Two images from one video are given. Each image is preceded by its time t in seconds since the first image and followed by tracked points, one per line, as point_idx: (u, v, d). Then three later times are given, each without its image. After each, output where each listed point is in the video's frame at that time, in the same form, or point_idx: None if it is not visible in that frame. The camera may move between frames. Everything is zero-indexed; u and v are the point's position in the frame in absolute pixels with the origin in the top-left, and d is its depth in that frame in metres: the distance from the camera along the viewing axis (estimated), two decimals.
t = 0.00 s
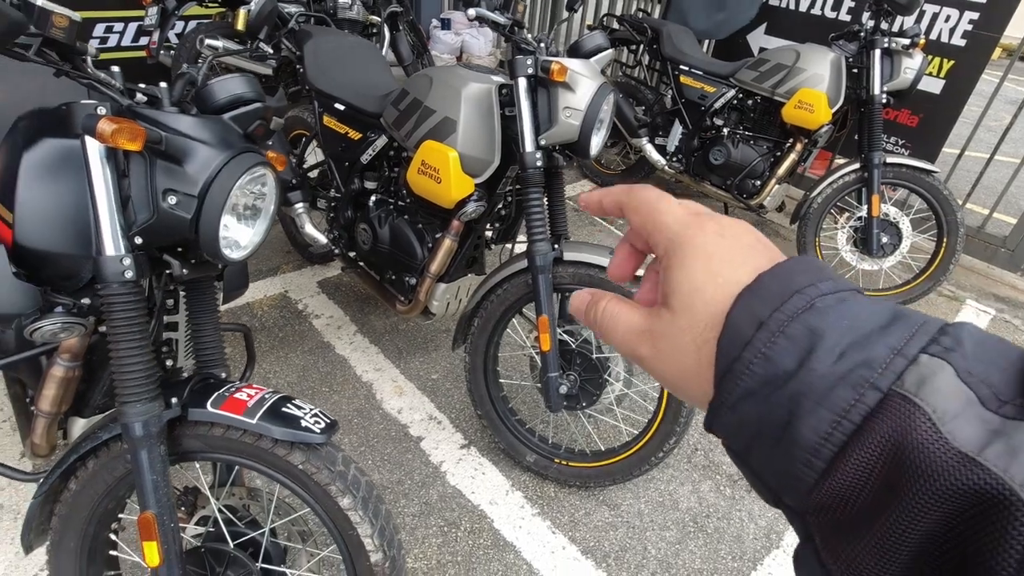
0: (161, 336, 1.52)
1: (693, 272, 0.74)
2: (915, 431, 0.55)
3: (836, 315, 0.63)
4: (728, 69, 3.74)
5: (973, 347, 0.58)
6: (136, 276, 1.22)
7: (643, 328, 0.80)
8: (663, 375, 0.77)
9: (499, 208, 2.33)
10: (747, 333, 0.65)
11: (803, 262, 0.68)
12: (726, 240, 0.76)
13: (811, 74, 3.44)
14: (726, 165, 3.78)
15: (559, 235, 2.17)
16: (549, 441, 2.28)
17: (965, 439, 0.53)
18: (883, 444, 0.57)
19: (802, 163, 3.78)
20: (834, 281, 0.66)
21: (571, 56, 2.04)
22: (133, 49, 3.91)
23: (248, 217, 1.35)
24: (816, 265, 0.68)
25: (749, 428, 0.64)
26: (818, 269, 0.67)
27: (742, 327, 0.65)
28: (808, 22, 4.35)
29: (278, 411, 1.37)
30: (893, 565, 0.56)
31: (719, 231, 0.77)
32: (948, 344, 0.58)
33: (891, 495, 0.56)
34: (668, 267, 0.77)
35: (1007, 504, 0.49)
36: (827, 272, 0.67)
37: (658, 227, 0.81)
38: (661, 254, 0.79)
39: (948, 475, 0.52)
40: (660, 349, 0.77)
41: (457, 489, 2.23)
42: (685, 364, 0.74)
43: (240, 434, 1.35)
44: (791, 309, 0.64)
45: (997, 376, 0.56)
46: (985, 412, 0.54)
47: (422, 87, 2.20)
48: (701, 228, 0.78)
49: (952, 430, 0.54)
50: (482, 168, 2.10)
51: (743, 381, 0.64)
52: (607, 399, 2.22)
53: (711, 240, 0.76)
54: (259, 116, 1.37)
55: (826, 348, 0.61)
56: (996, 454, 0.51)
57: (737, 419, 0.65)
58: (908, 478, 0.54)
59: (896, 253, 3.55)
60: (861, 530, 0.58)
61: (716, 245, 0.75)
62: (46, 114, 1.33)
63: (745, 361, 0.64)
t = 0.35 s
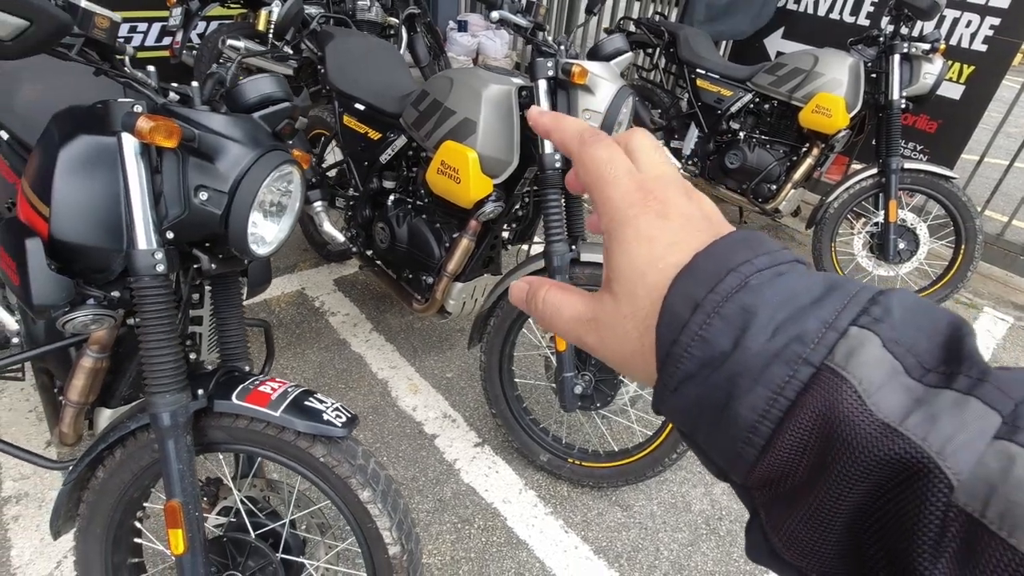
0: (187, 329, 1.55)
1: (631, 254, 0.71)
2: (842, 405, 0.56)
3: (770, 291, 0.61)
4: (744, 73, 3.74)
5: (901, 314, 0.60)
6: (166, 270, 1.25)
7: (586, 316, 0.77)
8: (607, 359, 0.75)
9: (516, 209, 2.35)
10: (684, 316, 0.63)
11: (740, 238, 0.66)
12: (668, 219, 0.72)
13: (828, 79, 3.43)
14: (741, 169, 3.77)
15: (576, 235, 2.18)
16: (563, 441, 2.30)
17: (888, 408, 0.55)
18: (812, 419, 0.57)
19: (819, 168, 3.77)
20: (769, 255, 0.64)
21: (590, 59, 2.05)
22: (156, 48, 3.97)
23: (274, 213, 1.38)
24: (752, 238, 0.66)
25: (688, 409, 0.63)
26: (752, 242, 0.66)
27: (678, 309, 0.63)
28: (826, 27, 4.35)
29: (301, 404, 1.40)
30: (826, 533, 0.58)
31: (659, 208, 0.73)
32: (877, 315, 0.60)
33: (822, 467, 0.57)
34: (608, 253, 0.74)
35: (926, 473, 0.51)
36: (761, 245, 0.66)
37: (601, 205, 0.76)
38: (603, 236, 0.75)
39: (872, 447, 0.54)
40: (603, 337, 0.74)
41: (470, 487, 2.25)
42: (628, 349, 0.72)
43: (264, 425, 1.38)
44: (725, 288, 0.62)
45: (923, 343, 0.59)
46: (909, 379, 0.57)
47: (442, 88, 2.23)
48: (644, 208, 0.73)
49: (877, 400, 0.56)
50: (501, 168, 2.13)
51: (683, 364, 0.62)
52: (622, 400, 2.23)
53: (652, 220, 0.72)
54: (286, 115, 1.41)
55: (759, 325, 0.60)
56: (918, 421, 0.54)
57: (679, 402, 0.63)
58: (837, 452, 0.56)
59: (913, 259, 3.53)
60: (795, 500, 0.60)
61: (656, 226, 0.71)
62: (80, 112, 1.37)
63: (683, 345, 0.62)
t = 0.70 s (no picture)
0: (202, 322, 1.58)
1: (574, 333, 0.71)
2: (768, 436, 0.56)
3: (698, 334, 0.64)
4: (757, 76, 3.74)
5: (822, 348, 0.60)
6: (184, 264, 1.27)
7: (551, 406, 0.75)
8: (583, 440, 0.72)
9: (528, 209, 2.36)
10: (621, 364, 0.65)
11: (671, 293, 0.68)
12: (601, 298, 0.73)
13: (842, 83, 3.42)
14: (752, 173, 3.77)
15: (586, 236, 2.19)
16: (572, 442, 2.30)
17: (809, 435, 0.54)
18: (742, 450, 0.57)
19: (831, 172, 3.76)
20: (702, 304, 0.67)
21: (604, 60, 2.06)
22: (173, 46, 4.01)
23: (289, 209, 1.39)
24: (683, 291, 0.68)
25: (637, 453, 0.64)
26: (684, 294, 0.68)
27: (616, 359, 0.65)
28: (839, 31, 4.34)
29: (314, 399, 1.41)
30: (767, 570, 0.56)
31: (592, 291, 0.74)
32: (795, 349, 0.60)
33: (755, 497, 0.56)
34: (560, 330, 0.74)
35: (842, 496, 0.50)
36: (694, 296, 0.68)
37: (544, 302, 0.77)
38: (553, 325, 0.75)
39: (794, 474, 0.54)
40: (570, 419, 0.72)
41: (478, 485, 2.25)
42: (594, 427, 0.69)
43: (277, 419, 1.39)
44: (656, 336, 0.64)
45: (843, 371, 0.58)
46: (828, 405, 0.56)
47: (456, 88, 2.24)
48: (581, 294, 0.74)
49: (800, 428, 0.55)
50: (513, 168, 2.14)
51: (625, 411, 0.64)
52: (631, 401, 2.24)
53: (587, 302, 0.72)
54: (302, 113, 1.42)
55: (691, 363, 0.62)
56: (833, 448, 0.53)
57: (625, 446, 0.64)
58: (766, 479, 0.55)
59: (925, 265, 3.51)
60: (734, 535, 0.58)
61: (590, 307, 0.72)
62: (101, 107, 1.39)
63: (623, 392, 0.64)
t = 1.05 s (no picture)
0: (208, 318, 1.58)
1: (559, 355, 0.72)
2: (756, 470, 0.56)
3: (684, 362, 0.63)
4: (764, 80, 3.74)
5: (810, 378, 0.60)
6: (192, 260, 1.28)
7: (536, 428, 0.77)
8: (567, 463, 0.73)
9: (534, 210, 2.36)
10: (606, 393, 0.64)
11: (657, 319, 0.68)
12: (586, 321, 0.74)
13: (849, 88, 3.41)
14: (758, 177, 3.77)
15: (591, 238, 2.19)
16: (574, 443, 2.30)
17: (798, 469, 0.55)
18: (731, 484, 0.57)
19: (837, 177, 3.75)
20: (688, 330, 0.66)
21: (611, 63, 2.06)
22: (181, 44, 4.02)
23: (297, 208, 1.39)
24: (669, 316, 0.68)
25: (622, 483, 0.64)
26: (670, 320, 0.68)
27: (601, 388, 0.65)
28: (847, 36, 4.33)
29: (319, 398, 1.41)
30: None
31: (578, 312, 0.76)
32: (783, 379, 0.60)
33: (744, 531, 0.56)
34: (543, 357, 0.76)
35: (833, 534, 0.50)
36: (682, 320, 0.68)
37: (530, 323, 0.79)
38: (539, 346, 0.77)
39: (783, 510, 0.54)
40: (554, 442, 0.73)
41: (480, 486, 2.26)
42: (578, 451, 0.70)
43: (281, 417, 1.40)
44: (641, 364, 0.64)
45: (831, 402, 0.59)
46: (817, 438, 0.56)
47: (464, 88, 2.25)
48: (567, 316, 0.76)
49: (789, 461, 0.55)
50: (519, 169, 2.14)
51: (611, 441, 0.63)
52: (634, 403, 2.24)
53: (572, 324, 0.74)
54: (310, 112, 1.43)
55: (677, 392, 0.62)
56: (823, 483, 0.53)
57: (610, 476, 0.64)
58: (755, 515, 0.55)
59: (930, 271, 3.50)
60: (721, 568, 0.58)
61: (575, 330, 0.73)
62: (111, 105, 1.40)
63: (608, 422, 0.63)
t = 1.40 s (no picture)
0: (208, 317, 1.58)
1: (564, 364, 0.73)
2: (765, 483, 0.57)
3: (691, 373, 0.64)
4: (765, 84, 3.74)
5: (818, 391, 0.61)
6: (192, 259, 1.28)
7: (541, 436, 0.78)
8: (572, 472, 0.74)
9: (535, 211, 2.36)
10: (612, 404, 0.65)
11: (661, 331, 0.69)
12: (590, 329, 0.75)
13: (851, 92, 3.41)
14: (759, 180, 3.77)
15: (592, 240, 2.19)
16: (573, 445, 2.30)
17: (808, 483, 0.55)
18: (740, 497, 0.58)
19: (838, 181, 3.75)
20: (693, 340, 0.68)
21: (614, 65, 2.05)
22: (183, 42, 4.02)
23: (297, 207, 1.38)
24: (673, 328, 0.69)
25: (628, 494, 0.65)
26: (676, 332, 0.69)
27: (607, 400, 0.66)
28: (849, 40, 4.33)
29: (318, 397, 1.41)
30: None
31: (582, 321, 0.77)
32: (792, 392, 0.61)
33: (752, 546, 0.56)
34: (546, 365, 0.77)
35: (844, 550, 0.51)
36: (687, 332, 0.69)
37: (535, 330, 0.80)
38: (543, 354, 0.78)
39: (793, 524, 0.54)
40: (559, 451, 0.74)
41: (479, 487, 2.25)
42: (582, 461, 0.71)
43: (280, 416, 1.39)
44: (647, 375, 0.65)
45: (840, 415, 0.59)
46: (827, 451, 0.57)
47: (465, 89, 2.24)
48: (570, 325, 0.77)
49: (798, 475, 0.56)
50: (520, 171, 2.14)
51: (617, 452, 0.64)
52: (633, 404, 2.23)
53: (576, 333, 0.75)
54: (312, 111, 1.44)
55: (683, 404, 0.63)
56: (834, 497, 0.53)
57: (615, 486, 0.65)
58: (764, 530, 0.56)
59: (930, 277, 3.50)
60: None
61: (579, 339, 0.74)
62: (112, 103, 1.40)
63: (614, 433, 0.64)
